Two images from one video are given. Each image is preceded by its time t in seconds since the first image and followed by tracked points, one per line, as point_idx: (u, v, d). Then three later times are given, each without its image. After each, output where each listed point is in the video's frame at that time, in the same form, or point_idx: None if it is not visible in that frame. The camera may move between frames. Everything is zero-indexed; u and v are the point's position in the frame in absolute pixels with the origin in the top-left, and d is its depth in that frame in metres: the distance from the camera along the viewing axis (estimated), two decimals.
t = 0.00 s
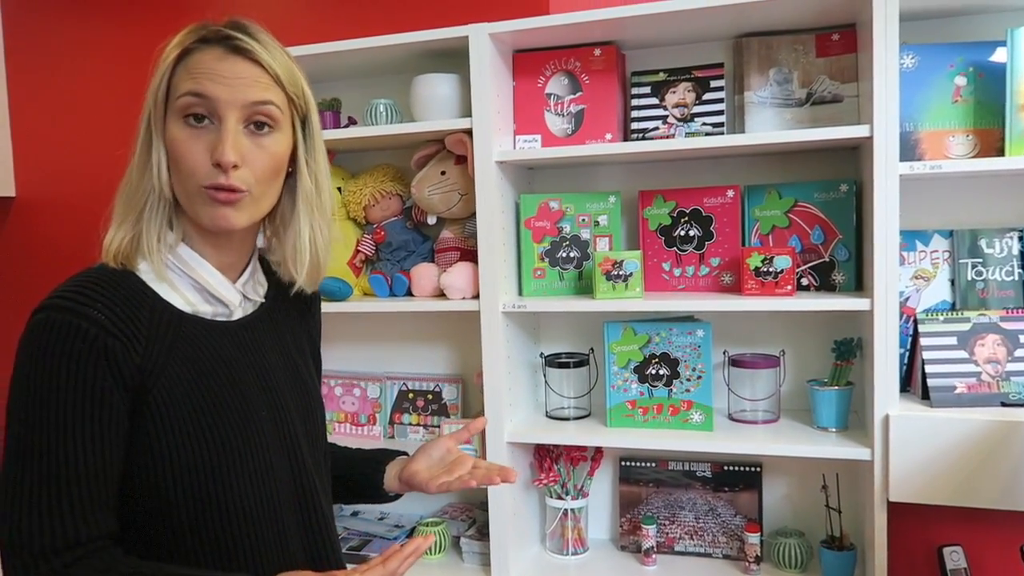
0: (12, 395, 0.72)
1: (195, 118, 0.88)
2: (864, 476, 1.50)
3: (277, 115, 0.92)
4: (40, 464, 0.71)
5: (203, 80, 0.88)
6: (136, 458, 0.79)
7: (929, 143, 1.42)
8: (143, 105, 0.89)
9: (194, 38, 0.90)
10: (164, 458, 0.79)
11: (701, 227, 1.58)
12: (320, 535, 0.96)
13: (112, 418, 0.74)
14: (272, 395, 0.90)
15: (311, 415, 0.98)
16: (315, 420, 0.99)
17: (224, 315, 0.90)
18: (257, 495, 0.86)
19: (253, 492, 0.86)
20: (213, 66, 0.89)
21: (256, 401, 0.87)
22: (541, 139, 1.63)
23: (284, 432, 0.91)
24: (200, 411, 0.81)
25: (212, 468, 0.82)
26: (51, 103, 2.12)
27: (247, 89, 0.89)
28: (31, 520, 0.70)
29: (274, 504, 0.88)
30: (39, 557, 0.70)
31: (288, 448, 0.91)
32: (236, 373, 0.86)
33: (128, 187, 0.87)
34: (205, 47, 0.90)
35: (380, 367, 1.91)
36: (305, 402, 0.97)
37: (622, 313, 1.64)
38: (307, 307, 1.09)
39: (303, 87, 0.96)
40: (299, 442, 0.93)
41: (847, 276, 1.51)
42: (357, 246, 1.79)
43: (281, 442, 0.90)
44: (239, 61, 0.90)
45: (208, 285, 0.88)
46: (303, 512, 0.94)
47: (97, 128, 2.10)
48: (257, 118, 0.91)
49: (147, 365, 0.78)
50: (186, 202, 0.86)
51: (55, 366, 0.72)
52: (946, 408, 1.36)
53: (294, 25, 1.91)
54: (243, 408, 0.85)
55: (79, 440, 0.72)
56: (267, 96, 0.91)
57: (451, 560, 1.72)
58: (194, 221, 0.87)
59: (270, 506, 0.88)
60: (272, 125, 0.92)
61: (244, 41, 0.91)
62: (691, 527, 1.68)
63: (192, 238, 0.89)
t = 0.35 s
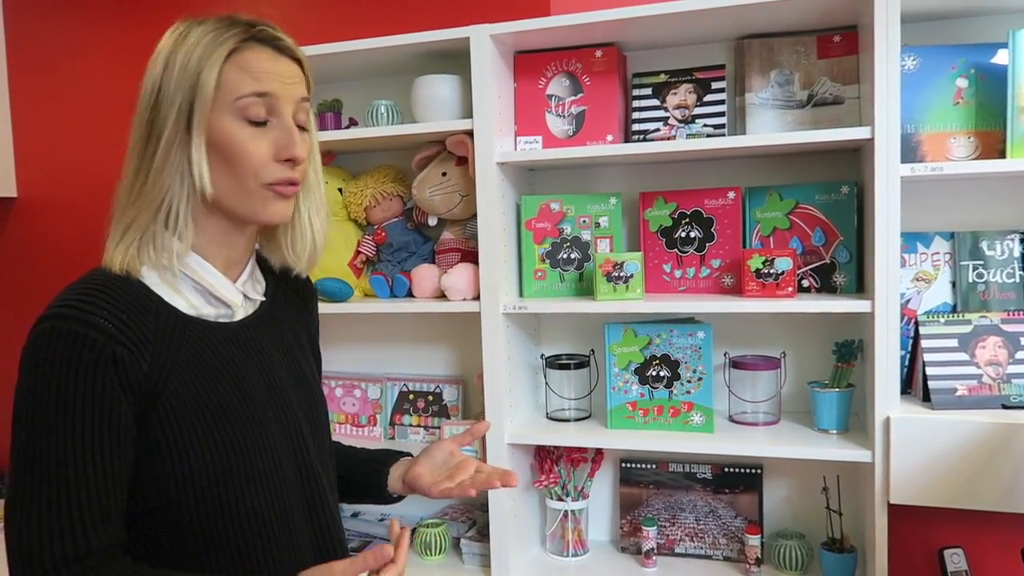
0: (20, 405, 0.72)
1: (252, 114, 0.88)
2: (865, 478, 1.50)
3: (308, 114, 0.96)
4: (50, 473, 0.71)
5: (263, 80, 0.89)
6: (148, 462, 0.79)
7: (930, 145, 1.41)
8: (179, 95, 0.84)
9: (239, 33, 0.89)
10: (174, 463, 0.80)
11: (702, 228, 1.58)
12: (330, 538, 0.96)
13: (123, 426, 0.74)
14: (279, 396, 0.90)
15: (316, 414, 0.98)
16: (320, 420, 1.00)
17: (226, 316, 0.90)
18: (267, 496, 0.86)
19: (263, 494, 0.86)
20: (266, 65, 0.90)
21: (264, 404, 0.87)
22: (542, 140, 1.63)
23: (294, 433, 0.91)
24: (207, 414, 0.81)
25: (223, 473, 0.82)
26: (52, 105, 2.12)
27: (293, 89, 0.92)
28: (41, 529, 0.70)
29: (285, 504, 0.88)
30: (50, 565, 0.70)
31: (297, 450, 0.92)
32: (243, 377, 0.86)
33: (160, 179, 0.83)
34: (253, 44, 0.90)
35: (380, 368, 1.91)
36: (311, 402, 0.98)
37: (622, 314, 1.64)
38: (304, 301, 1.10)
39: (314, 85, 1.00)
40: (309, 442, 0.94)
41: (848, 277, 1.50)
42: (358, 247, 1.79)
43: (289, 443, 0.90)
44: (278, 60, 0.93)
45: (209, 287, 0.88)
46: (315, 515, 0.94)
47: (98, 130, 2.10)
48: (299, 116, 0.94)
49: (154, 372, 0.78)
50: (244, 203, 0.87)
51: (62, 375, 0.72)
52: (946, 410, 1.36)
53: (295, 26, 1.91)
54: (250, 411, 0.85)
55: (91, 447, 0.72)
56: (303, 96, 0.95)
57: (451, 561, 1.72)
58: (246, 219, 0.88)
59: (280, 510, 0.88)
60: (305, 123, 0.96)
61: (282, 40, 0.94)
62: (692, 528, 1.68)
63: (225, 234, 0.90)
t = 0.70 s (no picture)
0: (48, 417, 0.71)
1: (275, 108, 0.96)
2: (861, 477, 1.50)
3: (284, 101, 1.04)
4: (91, 487, 0.70)
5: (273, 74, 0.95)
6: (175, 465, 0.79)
7: (926, 145, 1.42)
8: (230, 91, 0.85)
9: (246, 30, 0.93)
10: (199, 464, 0.80)
11: (699, 228, 1.59)
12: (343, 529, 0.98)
13: (156, 430, 0.74)
14: (287, 387, 0.92)
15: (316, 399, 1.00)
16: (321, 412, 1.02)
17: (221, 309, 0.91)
18: (292, 485, 0.87)
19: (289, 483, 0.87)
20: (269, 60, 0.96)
21: (279, 398, 0.89)
22: (538, 139, 1.63)
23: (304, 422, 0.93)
24: (231, 410, 0.82)
25: (248, 471, 0.83)
26: (48, 106, 2.12)
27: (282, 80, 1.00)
28: (84, 541, 0.69)
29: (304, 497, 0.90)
30: None
31: (307, 442, 0.94)
32: (257, 372, 0.87)
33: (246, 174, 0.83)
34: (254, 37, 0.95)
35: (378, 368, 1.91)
36: (311, 395, 0.99)
37: (619, 314, 1.65)
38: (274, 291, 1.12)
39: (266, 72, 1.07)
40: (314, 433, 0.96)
41: (844, 277, 1.51)
42: (356, 247, 1.80)
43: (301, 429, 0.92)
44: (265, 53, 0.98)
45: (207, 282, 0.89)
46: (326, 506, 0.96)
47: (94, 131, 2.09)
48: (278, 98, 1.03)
49: (177, 372, 0.78)
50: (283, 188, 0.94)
51: (93, 381, 0.71)
52: (943, 410, 1.37)
53: (292, 26, 1.91)
54: (268, 402, 0.87)
55: (129, 455, 0.72)
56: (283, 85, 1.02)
57: (448, 561, 1.72)
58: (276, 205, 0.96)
59: (302, 505, 0.89)
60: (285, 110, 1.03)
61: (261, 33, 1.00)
62: (689, 528, 1.68)
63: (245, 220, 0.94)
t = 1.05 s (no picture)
0: (55, 411, 0.70)
1: (190, 100, 0.88)
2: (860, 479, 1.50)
3: (257, 88, 0.97)
4: (98, 479, 0.69)
5: (199, 61, 0.89)
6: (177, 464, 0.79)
7: (926, 147, 1.42)
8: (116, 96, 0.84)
9: (162, 22, 0.89)
10: (203, 464, 0.79)
11: (699, 229, 1.59)
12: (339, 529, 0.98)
13: (161, 427, 0.74)
14: (288, 389, 0.92)
15: (311, 402, 1.01)
16: (317, 412, 1.02)
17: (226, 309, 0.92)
18: (292, 487, 0.88)
19: (289, 485, 0.87)
20: (199, 47, 0.91)
21: (282, 398, 0.89)
22: (539, 140, 1.63)
23: (302, 424, 0.94)
24: (236, 408, 0.82)
25: (250, 471, 0.83)
26: (49, 105, 2.12)
27: (232, 64, 0.93)
28: (86, 538, 0.69)
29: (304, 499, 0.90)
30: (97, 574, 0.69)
31: (306, 443, 0.94)
32: (261, 371, 0.88)
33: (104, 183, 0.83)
34: (179, 29, 0.90)
35: (378, 368, 1.91)
36: (308, 396, 1.00)
37: (619, 314, 1.65)
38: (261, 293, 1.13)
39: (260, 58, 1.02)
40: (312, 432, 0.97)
41: (844, 278, 1.51)
42: (356, 247, 1.80)
43: (300, 431, 0.93)
44: (213, 40, 0.93)
45: (213, 279, 0.89)
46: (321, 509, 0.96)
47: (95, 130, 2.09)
48: (245, 92, 0.95)
49: (185, 369, 0.78)
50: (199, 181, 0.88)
51: (103, 376, 0.71)
52: (942, 411, 1.37)
53: (293, 25, 1.91)
54: (272, 402, 0.87)
55: (133, 451, 0.71)
56: (247, 70, 0.96)
57: (447, 561, 1.72)
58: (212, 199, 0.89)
59: (301, 505, 0.89)
60: (255, 97, 0.97)
61: (209, 18, 0.95)
62: (687, 529, 1.68)
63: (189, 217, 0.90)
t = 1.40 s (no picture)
0: (26, 404, 0.71)
1: (174, 106, 0.88)
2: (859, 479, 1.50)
3: (256, 98, 0.95)
4: (64, 474, 0.70)
5: (188, 70, 0.89)
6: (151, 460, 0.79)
7: (926, 148, 1.42)
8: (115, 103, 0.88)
9: (167, 27, 0.90)
10: (176, 462, 0.79)
11: (699, 230, 1.59)
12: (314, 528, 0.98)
13: (130, 423, 0.74)
14: (271, 390, 0.92)
15: (302, 403, 1.01)
16: (307, 412, 1.02)
17: (217, 309, 0.92)
18: (267, 489, 0.87)
19: (264, 486, 0.87)
20: (193, 54, 0.90)
21: (261, 399, 0.89)
22: (539, 140, 1.63)
23: (285, 426, 0.93)
24: (211, 408, 0.82)
25: (223, 470, 0.83)
26: (50, 102, 2.12)
27: (228, 73, 0.91)
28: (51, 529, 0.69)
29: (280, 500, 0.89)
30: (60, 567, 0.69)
31: (288, 445, 0.94)
32: (241, 371, 0.87)
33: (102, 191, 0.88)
34: (180, 34, 0.91)
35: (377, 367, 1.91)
36: (297, 397, 1.00)
37: (618, 315, 1.65)
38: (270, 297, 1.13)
39: (274, 67, 0.99)
40: (298, 432, 0.96)
41: (843, 280, 1.51)
42: (355, 246, 1.80)
43: (282, 432, 0.92)
44: (214, 47, 0.92)
45: (203, 280, 0.90)
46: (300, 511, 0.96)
47: (97, 128, 2.09)
48: (238, 101, 0.93)
49: (159, 366, 0.78)
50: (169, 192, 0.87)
51: (72, 370, 0.71)
52: (941, 413, 1.37)
53: (293, 25, 1.91)
54: (250, 404, 0.87)
55: (100, 445, 0.71)
56: (248, 79, 0.94)
57: (446, 561, 1.72)
58: (184, 210, 0.88)
59: (276, 507, 0.89)
60: (252, 108, 0.95)
61: (215, 24, 0.93)
62: (687, 529, 1.68)
63: (168, 223, 0.90)
